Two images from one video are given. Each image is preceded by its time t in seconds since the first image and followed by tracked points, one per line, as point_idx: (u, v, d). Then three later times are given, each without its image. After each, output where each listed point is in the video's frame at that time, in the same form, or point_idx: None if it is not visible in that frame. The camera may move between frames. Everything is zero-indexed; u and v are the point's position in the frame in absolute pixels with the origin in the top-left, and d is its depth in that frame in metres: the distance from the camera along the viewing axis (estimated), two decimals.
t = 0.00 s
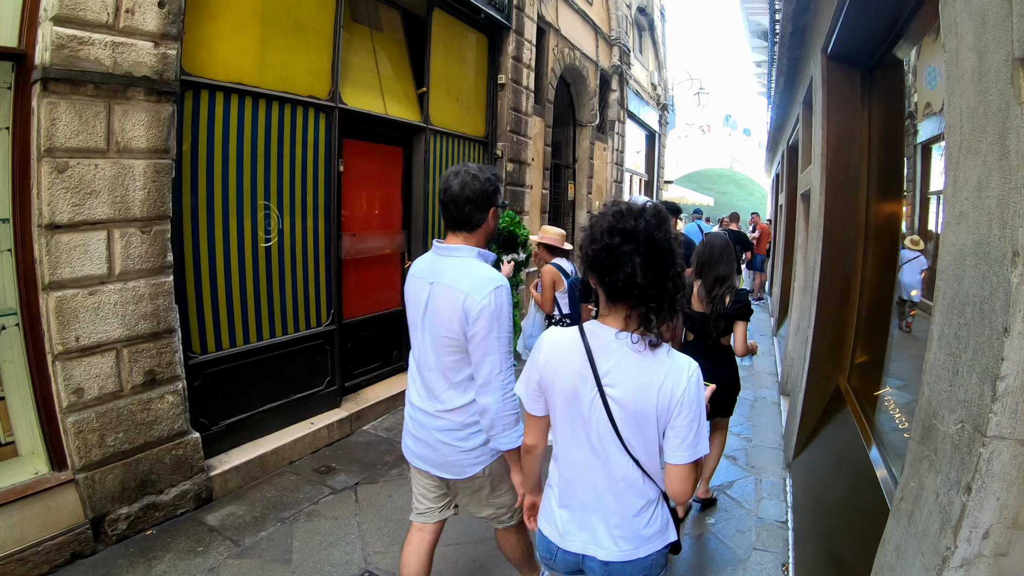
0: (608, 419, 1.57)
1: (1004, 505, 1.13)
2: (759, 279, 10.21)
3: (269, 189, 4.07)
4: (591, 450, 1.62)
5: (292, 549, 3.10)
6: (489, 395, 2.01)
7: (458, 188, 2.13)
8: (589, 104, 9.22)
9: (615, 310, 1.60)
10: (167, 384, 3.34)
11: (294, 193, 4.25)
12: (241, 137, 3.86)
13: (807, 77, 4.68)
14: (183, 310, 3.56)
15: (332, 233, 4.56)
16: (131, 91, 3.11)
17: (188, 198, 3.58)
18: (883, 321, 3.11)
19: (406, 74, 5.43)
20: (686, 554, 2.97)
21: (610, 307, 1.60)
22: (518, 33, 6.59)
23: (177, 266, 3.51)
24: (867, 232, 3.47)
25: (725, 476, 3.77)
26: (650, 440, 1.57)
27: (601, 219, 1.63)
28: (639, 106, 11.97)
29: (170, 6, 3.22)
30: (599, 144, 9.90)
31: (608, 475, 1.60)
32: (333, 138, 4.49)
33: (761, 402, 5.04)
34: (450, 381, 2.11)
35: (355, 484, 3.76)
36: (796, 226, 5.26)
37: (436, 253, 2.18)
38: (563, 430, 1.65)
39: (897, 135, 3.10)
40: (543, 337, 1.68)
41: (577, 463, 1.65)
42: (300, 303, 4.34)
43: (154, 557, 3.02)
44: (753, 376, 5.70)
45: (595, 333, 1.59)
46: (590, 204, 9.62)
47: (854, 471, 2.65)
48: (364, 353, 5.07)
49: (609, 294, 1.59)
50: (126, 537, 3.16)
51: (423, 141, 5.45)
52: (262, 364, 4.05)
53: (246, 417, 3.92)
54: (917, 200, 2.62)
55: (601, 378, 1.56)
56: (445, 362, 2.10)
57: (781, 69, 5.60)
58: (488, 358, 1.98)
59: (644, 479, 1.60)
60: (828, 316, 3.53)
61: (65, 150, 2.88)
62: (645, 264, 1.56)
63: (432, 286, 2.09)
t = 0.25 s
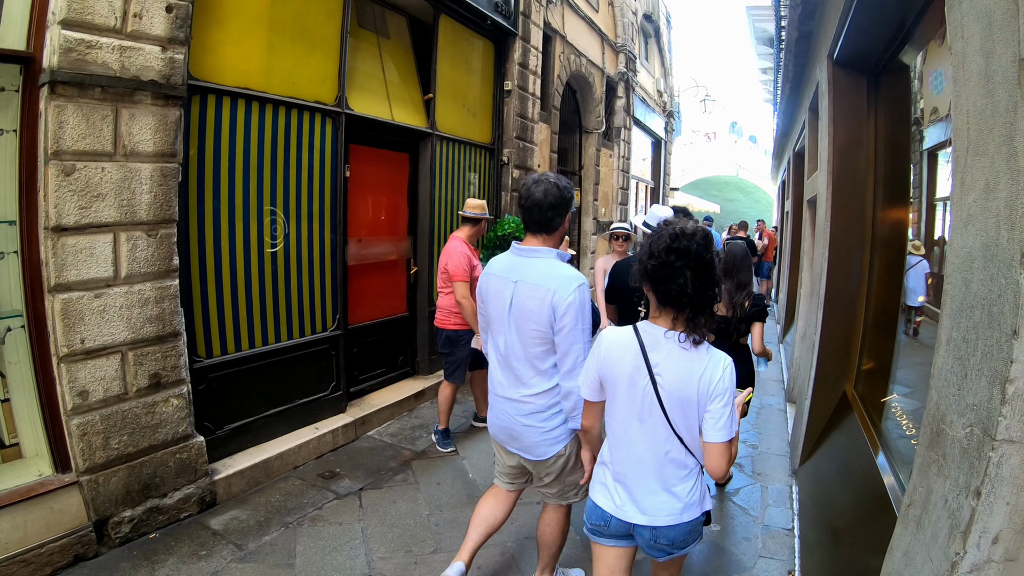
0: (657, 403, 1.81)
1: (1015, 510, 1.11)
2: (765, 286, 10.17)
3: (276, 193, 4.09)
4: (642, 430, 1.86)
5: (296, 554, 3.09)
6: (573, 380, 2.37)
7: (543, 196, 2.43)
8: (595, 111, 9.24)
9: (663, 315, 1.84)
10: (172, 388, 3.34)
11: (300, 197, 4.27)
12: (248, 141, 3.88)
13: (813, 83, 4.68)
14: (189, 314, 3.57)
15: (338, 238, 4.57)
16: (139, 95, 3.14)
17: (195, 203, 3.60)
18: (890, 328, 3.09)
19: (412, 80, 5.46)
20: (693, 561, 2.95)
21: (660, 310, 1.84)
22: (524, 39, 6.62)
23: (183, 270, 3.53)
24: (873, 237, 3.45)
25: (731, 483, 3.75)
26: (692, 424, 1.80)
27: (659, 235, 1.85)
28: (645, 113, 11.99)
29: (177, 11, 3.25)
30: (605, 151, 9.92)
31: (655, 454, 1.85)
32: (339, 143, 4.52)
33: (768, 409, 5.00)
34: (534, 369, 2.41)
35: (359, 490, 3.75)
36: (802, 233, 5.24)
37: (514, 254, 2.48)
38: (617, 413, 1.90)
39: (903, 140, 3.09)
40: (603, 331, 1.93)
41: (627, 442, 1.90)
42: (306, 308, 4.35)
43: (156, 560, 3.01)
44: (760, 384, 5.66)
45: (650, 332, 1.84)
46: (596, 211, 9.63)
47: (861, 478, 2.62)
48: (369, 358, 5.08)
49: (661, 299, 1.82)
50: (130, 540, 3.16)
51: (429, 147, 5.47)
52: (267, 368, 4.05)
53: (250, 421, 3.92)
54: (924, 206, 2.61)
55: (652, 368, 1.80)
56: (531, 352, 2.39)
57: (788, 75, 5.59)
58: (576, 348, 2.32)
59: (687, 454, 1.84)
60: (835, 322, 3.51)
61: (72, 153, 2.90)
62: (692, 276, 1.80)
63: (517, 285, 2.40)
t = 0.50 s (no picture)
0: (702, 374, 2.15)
1: None
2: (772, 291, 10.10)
3: (281, 195, 4.10)
4: (689, 397, 2.19)
5: (298, 556, 3.07)
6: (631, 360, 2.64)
7: (588, 197, 2.70)
8: (601, 115, 9.24)
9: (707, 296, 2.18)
10: (176, 388, 3.35)
11: (305, 199, 4.27)
12: (253, 143, 3.89)
13: (819, 86, 4.66)
14: (193, 316, 3.58)
15: (343, 241, 4.57)
16: (144, 96, 3.16)
17: (199, 204, 3.61)
18: (897, 331, 3.06)
19: (418, 83, 5.48)
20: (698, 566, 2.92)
21: (704, 292, 2.19)
22: (529, 43, 6.64)
23: (188, 271, 3.53)
24: (880, 240, 3.43)
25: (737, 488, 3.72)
26: (731, 392, 2.14)
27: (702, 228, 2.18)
28: (651, 117, 11.98)
29: (183, 13, 3.27)
30: (610, 155, 9.91)
31: (699, 420, 2.18)
32: (344, 146, 4.53)
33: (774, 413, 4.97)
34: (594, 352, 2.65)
35: (362, 492, 3.74)
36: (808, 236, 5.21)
37: (568, 252, 2.72)
38: (665, 382, 2.25)
39: (909, 142, 3.07)
40: (652, 315, 2.28)
41: (675, 411, 2.24)
42: (310, 310, 4.35)
43: (158, 561, 3.01)
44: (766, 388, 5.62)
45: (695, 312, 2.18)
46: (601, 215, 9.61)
47: (868, 482, 2.59)
48: (374, 361, 5.08)
49: (706, 283, 2.16)
50: (132, 540, 3.16)
51: (434, 150, 5.48)
52: (271, 370, 4.06)
53: (254, 423, 3.91)
54: (930, 210, 2.59)
55: (697, 345, 2.15)
56: (591, 338, 2.64)
57: (793, 79, 5.58)
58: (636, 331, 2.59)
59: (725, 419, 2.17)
60: (841, 326, 3.48)
61: (77, 153, 2.92)
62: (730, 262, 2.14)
63: (576, 279, 2.65)
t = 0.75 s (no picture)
0: (732, 361, 2.32)
1: None
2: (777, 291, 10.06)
3: (285, 197, 4.11)
4: (721, 388, 2.35)
5: (302, 557, 3.08)
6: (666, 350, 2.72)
7: (619, 203, 2.82)
8: (604, 115, 9.25)
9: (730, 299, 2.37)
10: (181, 390, 3.36)
11: (309, 201, 4.29)
12: (256, 145, 3.91)
13: (822, 85, 4.65)
14: (198, 318, 3.59)
15: (347, 243, 4.59)
16: (148, 99, 3.17)
17: (204, 207, 3.62)
18: (902, 331, 3.05)
19: (421, 85, 5.49)
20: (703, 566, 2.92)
21: (732, 293, 2.35)
22: (532, 44, 6.65)
23: (193, 274, 3.54)
24: (884, 239, 3.41)
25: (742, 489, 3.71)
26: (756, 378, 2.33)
27: (729, 237, 2.35)
28: (654, 118, 11.97)
29: (186, 16, 3.29)
30: (614, 156, 9.91)
31: (726, 403, 2.35)
32: (348, 147, 4.54)
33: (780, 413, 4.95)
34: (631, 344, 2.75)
35: (367, 493, 3.74)
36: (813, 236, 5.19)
37: (602, 253, 2.84)
38: (698, 374, 2.39)
39: (913, 140, 3.06)
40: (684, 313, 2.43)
41: (702, 396, 2.39)
42: (314, 312, 4.36)
43: (163, 562, 3.02)
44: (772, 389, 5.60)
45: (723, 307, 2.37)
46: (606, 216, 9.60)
47: (873, 481, 2.58)
48: (378, 363, 5.08)
49: (734, 286, 2.33)
50: (137, 541, 3.17)
51: (437, 152, 5.49)
52: (275, 372, 4.07)
53: (259, 425, 3.92)
54: (935, 211, 2.58)
55: (728, 334, 2.32)
56: (626, 331, 2.74)
57: (797, 79, 5.57)
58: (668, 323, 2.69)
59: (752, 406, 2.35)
60: (846, 326, 3.47)
61: (82, 156, 2.93)
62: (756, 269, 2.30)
63: (610, 278, 2.76)
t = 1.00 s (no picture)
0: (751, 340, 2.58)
1: None
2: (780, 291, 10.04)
3: (287, 195, 4.12)
4: (741, 363, 2.62)
5: (303, 553, 3.08)
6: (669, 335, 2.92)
7: (654, 198, 3.13)
8: (606, 115, 9.25)
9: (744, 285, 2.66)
10: (182, 386, 3.36)
11: (310, 199, 4.29)
12: (258, 143, 3.91)
13: (823, 82, 4.65)
14: (200, 315, 3.60)
15: (349, 241, 4.59)
16: (150, 97, 3.18)
17: (206, 204, 3.63)
18: (903, 328, 3.04)
19: (422, 84, 5.50)
20: (705, 563, 2.91)
21: (747, 280, 2.64)
22: (533, 43, 6.65)
23: (194, 271, 3.55)
24: (885, 234, 3.41)
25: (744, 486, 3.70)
26: (773, 355, 2.58)
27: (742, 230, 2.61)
28: (656, 117, 11.96)
29: (187, 15, 3.30)
30: (615, 155, 9.92)
31: (748, 378, 2.61)
32: (349, 145, 4.55)
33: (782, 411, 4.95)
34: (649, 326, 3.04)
35: (368, 490, 3.74)
36: (815, 234, 5.18)
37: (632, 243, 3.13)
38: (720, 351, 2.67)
39: (912, 136, 3.06)
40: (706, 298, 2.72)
41: (723, 373, 2.66)
42: (316, 310, 4.37)
43: (164, 558, 3.02)
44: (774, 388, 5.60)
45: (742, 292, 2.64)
46: (607, 215, 9.59)
47: (874, 477, 2.58)
48: (380, 361, 5.09)
49: (748, 272, 2.61)
50: (139, 537, 3.17)
51: (439, 150, 5.49)
52: (277, 369, 4.07)
53: (260, 422, 3.92)
54: (936, 209, 2.56)
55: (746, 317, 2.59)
56: (643, 314, 3.02)
57: (798, 77, 5.57)
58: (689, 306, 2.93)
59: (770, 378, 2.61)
60: (847, 323, 3.46)
61: (84, 153, 2.94)
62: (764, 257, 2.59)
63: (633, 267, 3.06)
